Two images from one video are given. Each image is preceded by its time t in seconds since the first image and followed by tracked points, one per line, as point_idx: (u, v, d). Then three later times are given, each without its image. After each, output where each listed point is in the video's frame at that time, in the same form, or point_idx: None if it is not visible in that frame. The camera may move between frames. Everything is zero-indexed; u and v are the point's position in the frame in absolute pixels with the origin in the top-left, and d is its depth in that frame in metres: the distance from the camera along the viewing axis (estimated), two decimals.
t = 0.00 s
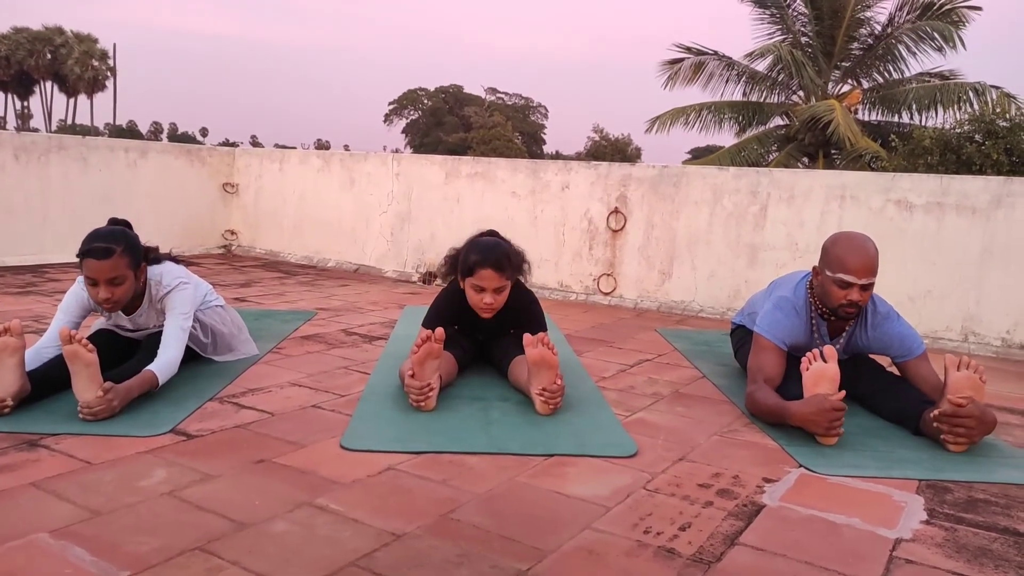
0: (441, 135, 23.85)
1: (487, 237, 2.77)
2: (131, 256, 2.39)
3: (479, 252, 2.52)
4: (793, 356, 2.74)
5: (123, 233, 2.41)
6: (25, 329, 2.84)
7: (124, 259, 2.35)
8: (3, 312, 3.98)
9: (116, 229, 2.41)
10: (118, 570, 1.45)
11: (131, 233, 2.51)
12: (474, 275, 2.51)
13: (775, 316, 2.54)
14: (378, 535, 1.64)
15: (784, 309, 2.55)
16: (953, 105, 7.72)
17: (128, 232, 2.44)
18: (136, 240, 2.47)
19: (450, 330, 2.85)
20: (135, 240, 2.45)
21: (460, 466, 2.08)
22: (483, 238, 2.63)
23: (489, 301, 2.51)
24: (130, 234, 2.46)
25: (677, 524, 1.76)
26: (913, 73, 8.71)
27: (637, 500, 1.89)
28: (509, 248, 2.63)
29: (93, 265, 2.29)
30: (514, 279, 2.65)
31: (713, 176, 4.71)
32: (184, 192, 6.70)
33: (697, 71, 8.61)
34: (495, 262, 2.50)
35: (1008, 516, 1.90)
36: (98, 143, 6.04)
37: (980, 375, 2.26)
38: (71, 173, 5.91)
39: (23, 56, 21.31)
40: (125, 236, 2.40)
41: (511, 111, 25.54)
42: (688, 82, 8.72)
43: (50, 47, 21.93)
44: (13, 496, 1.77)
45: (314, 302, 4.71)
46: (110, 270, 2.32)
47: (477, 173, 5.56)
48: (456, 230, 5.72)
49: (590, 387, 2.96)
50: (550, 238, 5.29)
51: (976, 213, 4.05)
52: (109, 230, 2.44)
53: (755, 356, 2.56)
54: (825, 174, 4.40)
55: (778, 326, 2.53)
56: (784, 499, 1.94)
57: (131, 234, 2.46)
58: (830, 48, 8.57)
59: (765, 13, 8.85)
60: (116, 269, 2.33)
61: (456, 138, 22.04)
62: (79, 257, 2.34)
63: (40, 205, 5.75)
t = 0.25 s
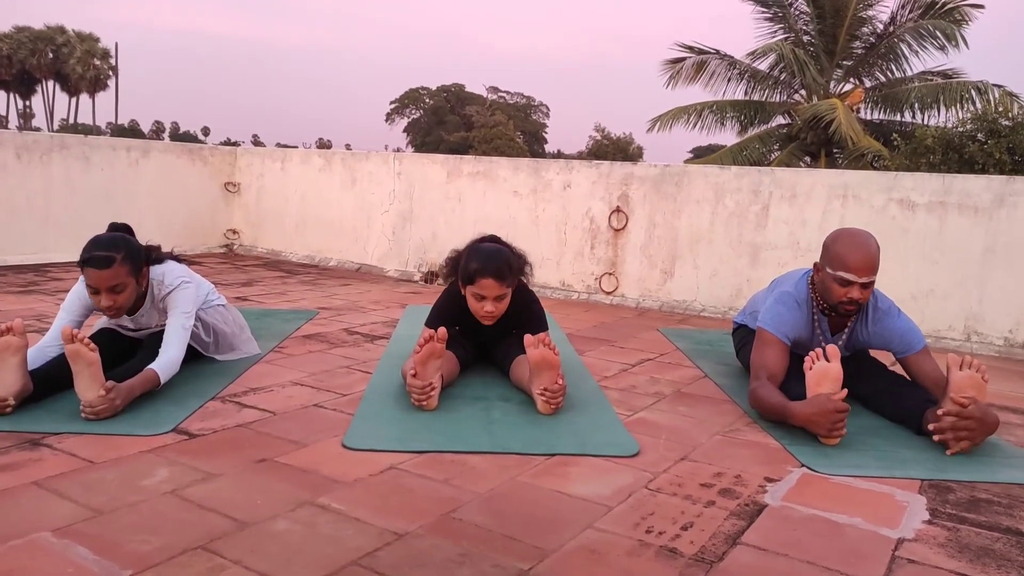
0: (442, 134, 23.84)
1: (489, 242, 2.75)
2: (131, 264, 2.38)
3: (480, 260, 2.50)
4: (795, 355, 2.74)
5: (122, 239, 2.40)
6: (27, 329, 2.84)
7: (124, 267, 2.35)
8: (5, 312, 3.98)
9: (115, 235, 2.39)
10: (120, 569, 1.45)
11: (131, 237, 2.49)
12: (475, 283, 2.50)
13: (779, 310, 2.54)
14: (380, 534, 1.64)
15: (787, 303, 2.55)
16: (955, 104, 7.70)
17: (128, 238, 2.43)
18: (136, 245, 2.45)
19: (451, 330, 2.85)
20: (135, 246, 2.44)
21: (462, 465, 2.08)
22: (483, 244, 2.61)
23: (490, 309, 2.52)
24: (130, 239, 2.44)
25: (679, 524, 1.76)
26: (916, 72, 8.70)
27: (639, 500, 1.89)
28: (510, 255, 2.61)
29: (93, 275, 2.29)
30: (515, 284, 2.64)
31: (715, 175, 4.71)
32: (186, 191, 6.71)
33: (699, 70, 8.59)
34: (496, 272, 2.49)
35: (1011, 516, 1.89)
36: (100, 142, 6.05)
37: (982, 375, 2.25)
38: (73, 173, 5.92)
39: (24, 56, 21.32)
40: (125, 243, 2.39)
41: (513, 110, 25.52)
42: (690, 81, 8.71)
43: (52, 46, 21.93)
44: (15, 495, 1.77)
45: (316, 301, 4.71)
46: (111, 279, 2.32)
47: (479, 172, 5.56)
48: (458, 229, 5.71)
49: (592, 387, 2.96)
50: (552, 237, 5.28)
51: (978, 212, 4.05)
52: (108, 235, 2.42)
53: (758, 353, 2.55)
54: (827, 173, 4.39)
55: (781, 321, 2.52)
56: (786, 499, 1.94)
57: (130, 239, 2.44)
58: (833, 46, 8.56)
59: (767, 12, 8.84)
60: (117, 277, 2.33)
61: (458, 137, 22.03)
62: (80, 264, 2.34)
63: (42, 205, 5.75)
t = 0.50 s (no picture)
0: (453, 136, 23.89)
1: (501, 250, 2.73)
2: (144, 276, 2.39)
3: (493, 272, 2.49)
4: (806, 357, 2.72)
5: (133, 252, 2.39)
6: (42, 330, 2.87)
7: (137, 280, 2.36)
8: (21, 313, 4.02)
9: (125, 248, 2.39)
10: (134, 569, 1.46)
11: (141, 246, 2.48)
12: (487, 295, 2.49)
13: (789, 317, 2.52)
14: (391, 535, 1.65)
15: (797, 310, 2.53)
16: (969, 103, 7.64)
17: (138, 249, 2.42)
18: (147, 255, 2.45)
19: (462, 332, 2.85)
20: (145, 256, 2.43)
21: (473, 466, 2.08)
22: (494, 254, 2.59)
23: (502, 320, 2.53)
24: (140, 249, 2.44)
25: (691, 525, 1.75)
26: (929, 71, 8.63)
27: (651, 501, 1.89)
28: (523, 266, 2.59)
29: (107, 290, 2.32)
30: (527, 293, 2.63)
31: (726, 175, 4.69)
32: (199, 193, 6.75)
33: (710, 71, 8.57)
34: (509, 285, 2.48)
35: None
36: (114, 145, 6.10)
37: (997, 376, 2.22)
38: (88, 176, 5.97)
39: (40, 60, 21.54)
40: (136, 255, 2.39)
41: (523, 111, 25.54)
42: (701, 82, 8.68)
43: (67, 50, 22.15)
44: (31, 495, 1.79)
45: (327, 303, 4.73)
46: (125, 293, 2.34)
47: (490, 174, 5.57)
48: (469, 231, 5.72)
49: (603, 388, 2.96)
50: (563, 238, 5.28)
51: (992, 212, 4.01)
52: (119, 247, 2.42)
53: (768, 356, 2.54)
54: (839, 173, 4.36)
55: (792, 327, 2.51)
56: (799, 500, 1.93)
57: (141, 250, 2.43)
58: (845, 46, 8.51)
59: (778, 12, 8.80)
60: (131, 291, 2.35)
61: (469, 139, 22.07)
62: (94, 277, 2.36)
63: (57, 207, 5.81)
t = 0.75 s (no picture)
0: (455, 135, 23.89)
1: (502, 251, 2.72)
2: (145, 289, 2.38)
3: (496, 275, 2.48)
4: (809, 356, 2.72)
5: (131, 266, 2.37)
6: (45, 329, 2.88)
7: (138, 295, 2.36)
8: (24, 312, 4.03)
9: (124, 263, 2.36)
10: (137, 567, 1.47)
11: (139, 257, 2.45)
12: (489, 296, 2.49)
13: (792, 318, 2.52)
14: (393, 533, 1.65)
15: (800, 312, 2.52)
16: (973, 102, 7.61)
17: (137, 262, 2.40)
18: (147, 267, 2.43)
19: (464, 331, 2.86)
20: (145, 269, 2.41)
21: (475, 464, 2.09)
22: (495, 255, 2.58)
23: (506, 320, 2.53)
24: (139, 262, 2.41)
25: (693, 524, 1.75)
26: (932, 70, 8.61)
27: (653, 500, 1.89)
28: (524, 267, 2.59)
29: (110, 306, 2.32)
30: (529, 293, 2.64)
31: (729, 174, 4.68)
32: (202, 192, 6.76)
33: (713, 69, 8.55)
34: (511, 288, 2.48)
35: None
36: (117, 145, 6.11)
37: (998, 375, 2.21)
38: (91, 175, 5.98)
39: (42, 59, 21.58)
40: (135, 270, 2.37)
41: (525, 110, 25.53)
42: (704, 80, 8.67)
43: (70, 50, 22.19)
44: (34, 493, 1.79)
45: (330, 301, 4.73)
46: (126, 307, 2.35)
47: (492, 173, 5.57)
48: (471, 230, 5.72)
49: (605, 387, 2.96)
50: (565, 237, 5.28)
51: (995, 210, 4.00)
52: (117, 260, 2.39)
53: (770, 356, 2.55)
54: (842, 172, 4.35)
55: (796, 328, 2.51)
56: (801, 499, 1.92)
57: (139, 263, 2.41)
58: (848, 44, 8.50)
59: (781, 10, 8.78)
60: (134, 305, 2.36)
61: (471, 137, 22.08)
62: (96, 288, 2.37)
63: (60, 206, 5.82)
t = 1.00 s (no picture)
0: (461, 135, 23.91)
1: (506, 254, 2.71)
2: (156, 305, 2.41)
3: (500, 280, 2.48)
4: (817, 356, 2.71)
5: (141, 285, 2.35)
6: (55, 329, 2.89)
7: (149, 310, 2.40)
8: (34, 312, 4.06)
9: (133, 284, 2.34)
10: (147, 565, 1.48)
11: (147, 272, 2.41)
12: (494, 300, 2.49)
13: (801, 317, 2.52)
14: (402, 532, 1.65)
15: (809, 310, 2.52)
16: (981, 99, 7.57)
17: (146, 280, 2.37)
18: (155, 281, 2.41)
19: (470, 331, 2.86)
20: (154, 285, 2.40)
21: (483, 463, 2.09)
22: (500, 258, 2.57)
23: (510, 323, 2.55)
24: (147, 278, 2.39)
25: (701, 523, 1.75)
26: (940, 67, 8.56)
27: (661, 499, 1.88)
28: (528, 270, 2.58)
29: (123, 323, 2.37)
30: (534, 296, 2.63)
31: (735, 173, 4.67)
32: (209, 193, 6.79)
33: (719, 68, 8.53)
34: (515, 292, 2.47)
35: None
36: (124, 145, 6.14)
37: (1007, 373, 2.20)
38: (99, 175, 6.01)
39: (50, 61, 21.68)
40: (145, 288, 2.36)
41: (531, 109, 25.53)
42: (710, 79, 8.65)
43: (77, 51, 22.31)
44: (45, 492, 1.80)
45: (337, 301, 4.74)
46: (137, 320, 2.39)
47: (498, 172, 5.57)
48: (478, 229, 5.72)
49: (613, 386, 2.95)
50: (571, 236, 5.27)
51: (1004, 208, 3.98)
52: (125, 277, 2.36)
53: (778, 355, 2.54)
54: (849, 170, 4.34)
55: (805, 327, 2.50)
56: (809, 498, 1.92)
57: (148, 280, 2.39)
58: (854, 42, 8.47)
59: (787, 8, 8.76)
60: (147, 319, 2.42)
61: (477, 137, 22.10)
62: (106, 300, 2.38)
63: (68, 207, 5.85)
